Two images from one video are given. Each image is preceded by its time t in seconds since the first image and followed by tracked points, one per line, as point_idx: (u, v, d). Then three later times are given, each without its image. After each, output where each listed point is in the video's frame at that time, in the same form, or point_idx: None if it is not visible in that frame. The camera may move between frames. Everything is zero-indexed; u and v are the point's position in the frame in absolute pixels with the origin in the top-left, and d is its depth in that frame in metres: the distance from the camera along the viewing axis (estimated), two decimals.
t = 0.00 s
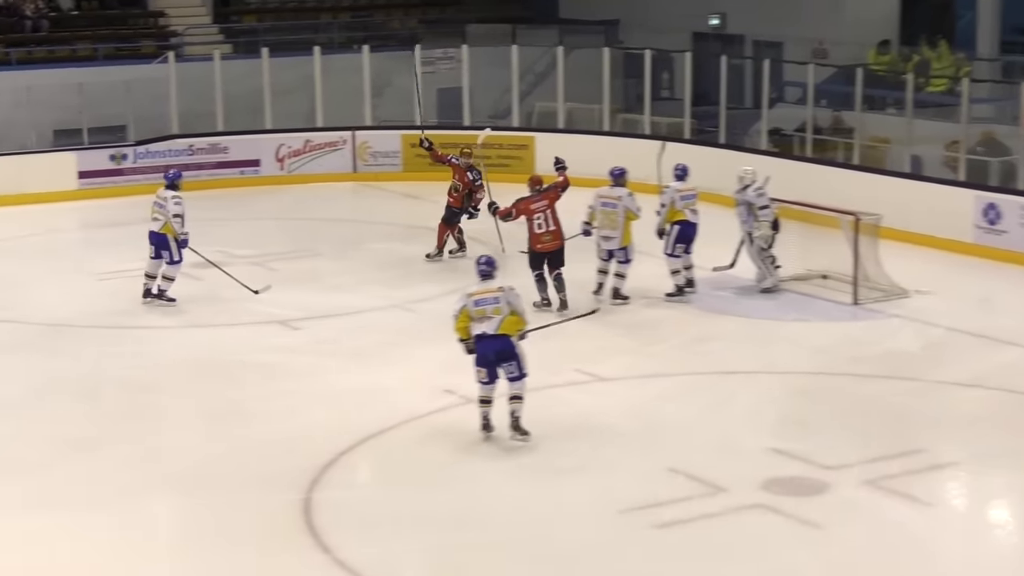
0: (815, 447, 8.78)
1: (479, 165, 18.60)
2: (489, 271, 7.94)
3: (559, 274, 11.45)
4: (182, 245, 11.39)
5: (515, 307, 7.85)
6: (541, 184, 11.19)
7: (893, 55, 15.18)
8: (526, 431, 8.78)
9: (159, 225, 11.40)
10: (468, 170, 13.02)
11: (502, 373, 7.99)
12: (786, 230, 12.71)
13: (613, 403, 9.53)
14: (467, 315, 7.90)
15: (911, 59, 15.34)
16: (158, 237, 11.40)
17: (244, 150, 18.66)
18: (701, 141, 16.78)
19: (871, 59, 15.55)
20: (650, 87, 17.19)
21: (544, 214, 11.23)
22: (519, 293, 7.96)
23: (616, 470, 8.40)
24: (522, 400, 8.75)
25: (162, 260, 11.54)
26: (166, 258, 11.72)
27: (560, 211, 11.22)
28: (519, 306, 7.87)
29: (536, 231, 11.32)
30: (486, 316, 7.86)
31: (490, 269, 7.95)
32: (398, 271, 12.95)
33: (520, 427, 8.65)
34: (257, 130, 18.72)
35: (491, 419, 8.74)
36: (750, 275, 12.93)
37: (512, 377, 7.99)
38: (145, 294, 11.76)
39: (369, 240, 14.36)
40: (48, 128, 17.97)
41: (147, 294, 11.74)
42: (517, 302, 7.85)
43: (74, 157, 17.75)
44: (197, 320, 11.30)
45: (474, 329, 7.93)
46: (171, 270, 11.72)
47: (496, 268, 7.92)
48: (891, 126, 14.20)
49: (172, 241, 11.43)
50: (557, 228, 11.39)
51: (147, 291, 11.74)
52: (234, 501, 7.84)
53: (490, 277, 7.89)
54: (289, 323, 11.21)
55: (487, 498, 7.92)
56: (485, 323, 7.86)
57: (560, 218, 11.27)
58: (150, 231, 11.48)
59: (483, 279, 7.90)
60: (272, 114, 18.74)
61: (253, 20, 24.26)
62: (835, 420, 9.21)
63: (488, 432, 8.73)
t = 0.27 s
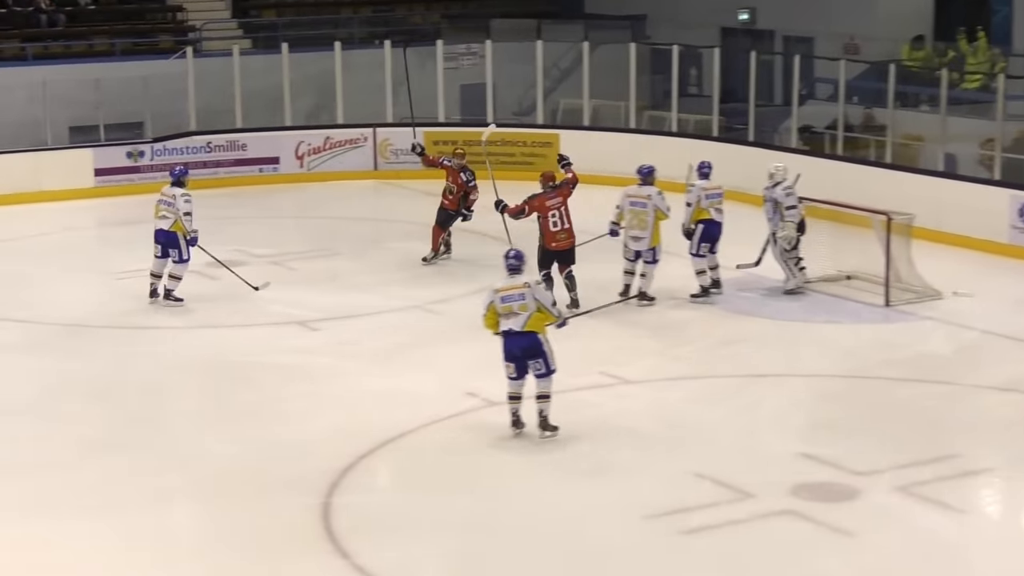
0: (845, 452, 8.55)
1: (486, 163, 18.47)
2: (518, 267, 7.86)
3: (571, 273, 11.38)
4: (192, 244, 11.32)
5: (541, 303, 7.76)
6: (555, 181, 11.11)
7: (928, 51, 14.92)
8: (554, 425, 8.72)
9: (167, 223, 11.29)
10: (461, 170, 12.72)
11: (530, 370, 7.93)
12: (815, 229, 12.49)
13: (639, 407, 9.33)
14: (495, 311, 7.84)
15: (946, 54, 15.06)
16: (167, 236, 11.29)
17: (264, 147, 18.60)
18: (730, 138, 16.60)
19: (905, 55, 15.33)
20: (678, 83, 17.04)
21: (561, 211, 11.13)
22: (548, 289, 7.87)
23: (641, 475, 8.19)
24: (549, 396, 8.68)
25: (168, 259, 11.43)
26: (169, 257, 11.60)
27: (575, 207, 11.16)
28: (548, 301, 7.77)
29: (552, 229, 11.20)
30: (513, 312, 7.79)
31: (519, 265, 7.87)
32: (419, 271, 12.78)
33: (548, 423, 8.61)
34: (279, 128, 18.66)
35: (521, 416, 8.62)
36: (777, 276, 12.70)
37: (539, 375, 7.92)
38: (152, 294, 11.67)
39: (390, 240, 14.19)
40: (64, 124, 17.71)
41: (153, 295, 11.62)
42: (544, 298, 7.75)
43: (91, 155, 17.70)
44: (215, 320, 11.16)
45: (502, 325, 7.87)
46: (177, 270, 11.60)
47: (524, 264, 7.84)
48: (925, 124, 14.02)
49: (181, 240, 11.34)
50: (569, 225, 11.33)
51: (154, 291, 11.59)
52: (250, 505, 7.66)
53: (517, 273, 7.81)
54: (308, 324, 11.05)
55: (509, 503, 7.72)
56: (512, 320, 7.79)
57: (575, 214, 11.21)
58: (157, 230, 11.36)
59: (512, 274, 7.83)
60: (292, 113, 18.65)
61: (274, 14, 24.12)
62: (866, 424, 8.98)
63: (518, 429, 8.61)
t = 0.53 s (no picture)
0: (879, 461, 8.37)
1: (495, 164, 18.41)
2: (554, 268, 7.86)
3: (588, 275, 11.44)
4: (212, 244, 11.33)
5: (575, 304, 7.75)
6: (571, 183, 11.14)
7: (965, 53, 14.71)
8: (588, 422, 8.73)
9: (186, 224, 11.26)
10: (464, 177, 12.60)
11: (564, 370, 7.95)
12: (848, 233, 12.31)
13: (669, 414, 9.18)
14: (531, 312, 7.86)
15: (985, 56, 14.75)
16: (188, 237, 11.27)
17: (291, 149, 18.58)
18: (763, 142, 16.41)
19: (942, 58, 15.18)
20: (711, 86, 16.88)
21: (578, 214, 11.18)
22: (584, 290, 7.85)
23: (672, 483, 8.04)
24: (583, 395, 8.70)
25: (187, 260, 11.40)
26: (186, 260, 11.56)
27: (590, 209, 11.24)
28: (583, 302, 7.73)
29: (570, 232, 11.24)
30: (548, 314, 7.80)
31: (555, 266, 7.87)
32: (447, 276, 12.67)
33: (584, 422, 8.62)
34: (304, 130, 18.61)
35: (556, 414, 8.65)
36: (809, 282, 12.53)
37: (573, 376, 7.97)
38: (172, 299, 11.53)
39: (418, 244, 14.08)
40: (87, 127, 17.71)
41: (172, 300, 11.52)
42: (577, 301, 7.72)
43: (114, 157, 17.71)
44: (240, 325, 11.08)
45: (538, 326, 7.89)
46: (195, 271, 11.56)
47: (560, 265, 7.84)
48: (963, 128, 13.71)
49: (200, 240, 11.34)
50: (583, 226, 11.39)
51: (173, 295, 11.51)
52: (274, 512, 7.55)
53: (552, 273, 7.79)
54: (335, 329, 10.95)
55: (536, 511, 7.58)
56: (547, 321, 7.80)
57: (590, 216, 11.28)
58: (174, 232, 11.31)
59: (548, 274, 7.82)
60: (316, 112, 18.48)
61: (301, 15, 24.05)
62: (901, 433, 8.80)
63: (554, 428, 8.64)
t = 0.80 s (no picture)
0: (912, 468, 8.24)
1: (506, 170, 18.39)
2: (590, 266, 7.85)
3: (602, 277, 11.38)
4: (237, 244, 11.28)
5: (608, 306, 7.74)
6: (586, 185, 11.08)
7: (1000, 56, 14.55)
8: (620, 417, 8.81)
9: (211, 225, 11.22)
10: (474, 183, 12.40)
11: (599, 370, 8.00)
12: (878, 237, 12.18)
13: (699, 420, 9.07)
14: (567, 312, 7.90)
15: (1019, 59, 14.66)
16: (214, 237, 11.23)
17: (318, 151, 18.50)
18: (795, 145, 16.28)
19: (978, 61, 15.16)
20: (742, 88, 16.76)
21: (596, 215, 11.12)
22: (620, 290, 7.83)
23: (701, 490, 7.93)
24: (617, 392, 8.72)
25: (212, 261, 11.37)
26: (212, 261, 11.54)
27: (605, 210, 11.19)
28: (618, 304, 7.73)
29: (589, 234, 11.16)
30: (583, 314, 7.83)
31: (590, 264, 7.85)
32: (475, 280, 12.60)
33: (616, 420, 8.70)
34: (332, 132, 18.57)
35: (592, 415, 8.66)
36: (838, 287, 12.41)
37: (607, 375, 8.02)
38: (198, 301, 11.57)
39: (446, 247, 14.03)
40: (115, 128, 17.76)
41: (199, 300, 11.54)
42: (611, 302, 7.73)
43: (141, 157, 17.70)
44: (268, 328, 11.04)
45: (573, 325, 7.93)
46: (221, 272, 11.54)
47: (596, 263, 7.81)
48: (999, 131, 13.55)
49: (225, 240, 11.29)
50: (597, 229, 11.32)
51: (199, 296, 11.51)
52: (300, 517, 7.48)
53: (587, 275, 7.78)
54: (362, 333, 10.90)
55: (567, 517, 7.50)
56: (582, 322, 7.83)
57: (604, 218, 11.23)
58: (197, 233, 11.29)
59: (582, 274, 7.81)
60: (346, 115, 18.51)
61: (330, 16, 24.06)
62: (935, 441, 8.67)
63: (591, 429, 8.66)
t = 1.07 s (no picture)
0: (942, 472, 8.12)
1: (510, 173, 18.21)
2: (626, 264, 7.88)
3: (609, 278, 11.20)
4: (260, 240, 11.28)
5: (640, 305, 7.75)
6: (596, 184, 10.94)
7: None
8: (649, 410, 8.84)
9: (233, 223, 11.20)
10: (484, 186, 11.97)
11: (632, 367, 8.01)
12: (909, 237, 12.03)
13: (725, 422, 8.98)
14: (602, 308, 7.95)
15: None
16: (236, 235, 11.21)
17: (342, 151, 18.44)
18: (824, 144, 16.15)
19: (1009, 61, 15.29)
20: (771, 87, 16.68)
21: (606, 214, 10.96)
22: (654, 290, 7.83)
23: (727, 492, 7.84)
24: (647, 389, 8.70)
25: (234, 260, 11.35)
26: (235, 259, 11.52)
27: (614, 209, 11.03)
28: (648, 304, 7.72)
29: (600, 233, 11.00)
30: (617, 311, 7.87)
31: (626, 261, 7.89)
32: (500, 280, 12.54)
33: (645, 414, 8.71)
34: (356, 131, 18.50)
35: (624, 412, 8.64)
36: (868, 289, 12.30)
37: (639, 372, 8.02)
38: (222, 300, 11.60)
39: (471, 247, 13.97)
40: (139, 127, 17.77)
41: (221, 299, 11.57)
42: (641, 301, 7.73)
43: (163, 157, 17.69)
44: (291, 328, 11.01)
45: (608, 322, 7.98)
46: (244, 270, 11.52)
47: (631, 261, 7.83)
48: None
49: (247, 237, 11.28)
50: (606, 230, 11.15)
51: (222, 294, 11.49)
52: (321, 518, 7.43)
53: (621, 272, 7.81)
54: (385, 333, 10.85)
55: (591, 520, 7.42)
56: (616, 319, 7.87)
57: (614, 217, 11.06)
58: (218, 232, 11.26)
59: (619, 271, 7.85)
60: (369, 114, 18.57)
61: (355, 15, 24.05)
62: (965, 444, 8.55)
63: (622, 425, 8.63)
